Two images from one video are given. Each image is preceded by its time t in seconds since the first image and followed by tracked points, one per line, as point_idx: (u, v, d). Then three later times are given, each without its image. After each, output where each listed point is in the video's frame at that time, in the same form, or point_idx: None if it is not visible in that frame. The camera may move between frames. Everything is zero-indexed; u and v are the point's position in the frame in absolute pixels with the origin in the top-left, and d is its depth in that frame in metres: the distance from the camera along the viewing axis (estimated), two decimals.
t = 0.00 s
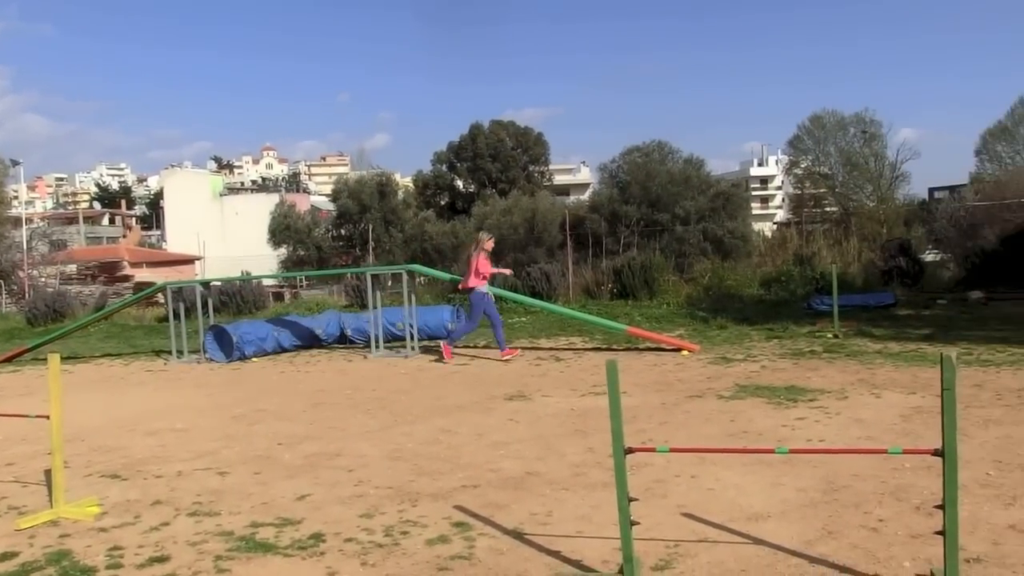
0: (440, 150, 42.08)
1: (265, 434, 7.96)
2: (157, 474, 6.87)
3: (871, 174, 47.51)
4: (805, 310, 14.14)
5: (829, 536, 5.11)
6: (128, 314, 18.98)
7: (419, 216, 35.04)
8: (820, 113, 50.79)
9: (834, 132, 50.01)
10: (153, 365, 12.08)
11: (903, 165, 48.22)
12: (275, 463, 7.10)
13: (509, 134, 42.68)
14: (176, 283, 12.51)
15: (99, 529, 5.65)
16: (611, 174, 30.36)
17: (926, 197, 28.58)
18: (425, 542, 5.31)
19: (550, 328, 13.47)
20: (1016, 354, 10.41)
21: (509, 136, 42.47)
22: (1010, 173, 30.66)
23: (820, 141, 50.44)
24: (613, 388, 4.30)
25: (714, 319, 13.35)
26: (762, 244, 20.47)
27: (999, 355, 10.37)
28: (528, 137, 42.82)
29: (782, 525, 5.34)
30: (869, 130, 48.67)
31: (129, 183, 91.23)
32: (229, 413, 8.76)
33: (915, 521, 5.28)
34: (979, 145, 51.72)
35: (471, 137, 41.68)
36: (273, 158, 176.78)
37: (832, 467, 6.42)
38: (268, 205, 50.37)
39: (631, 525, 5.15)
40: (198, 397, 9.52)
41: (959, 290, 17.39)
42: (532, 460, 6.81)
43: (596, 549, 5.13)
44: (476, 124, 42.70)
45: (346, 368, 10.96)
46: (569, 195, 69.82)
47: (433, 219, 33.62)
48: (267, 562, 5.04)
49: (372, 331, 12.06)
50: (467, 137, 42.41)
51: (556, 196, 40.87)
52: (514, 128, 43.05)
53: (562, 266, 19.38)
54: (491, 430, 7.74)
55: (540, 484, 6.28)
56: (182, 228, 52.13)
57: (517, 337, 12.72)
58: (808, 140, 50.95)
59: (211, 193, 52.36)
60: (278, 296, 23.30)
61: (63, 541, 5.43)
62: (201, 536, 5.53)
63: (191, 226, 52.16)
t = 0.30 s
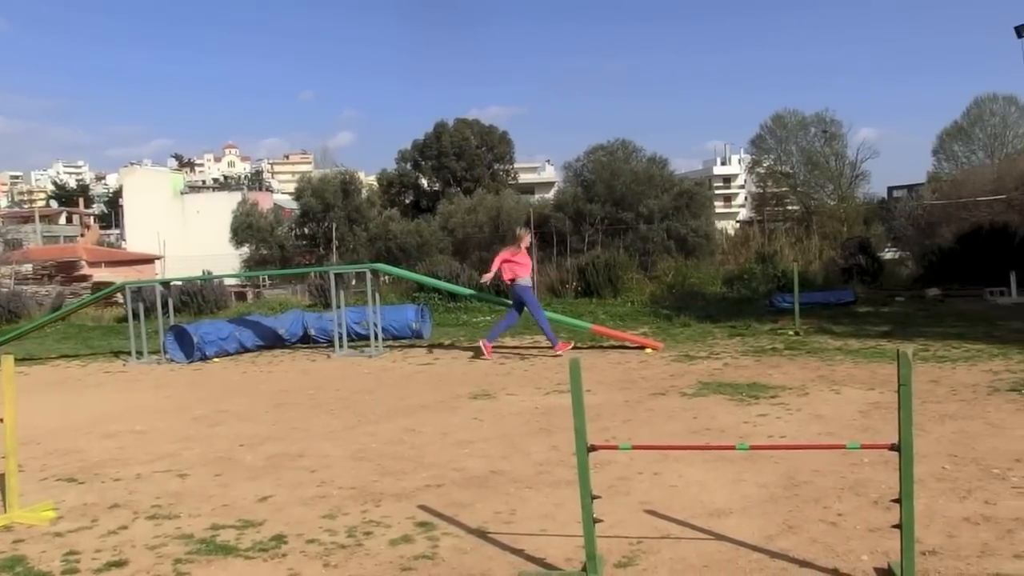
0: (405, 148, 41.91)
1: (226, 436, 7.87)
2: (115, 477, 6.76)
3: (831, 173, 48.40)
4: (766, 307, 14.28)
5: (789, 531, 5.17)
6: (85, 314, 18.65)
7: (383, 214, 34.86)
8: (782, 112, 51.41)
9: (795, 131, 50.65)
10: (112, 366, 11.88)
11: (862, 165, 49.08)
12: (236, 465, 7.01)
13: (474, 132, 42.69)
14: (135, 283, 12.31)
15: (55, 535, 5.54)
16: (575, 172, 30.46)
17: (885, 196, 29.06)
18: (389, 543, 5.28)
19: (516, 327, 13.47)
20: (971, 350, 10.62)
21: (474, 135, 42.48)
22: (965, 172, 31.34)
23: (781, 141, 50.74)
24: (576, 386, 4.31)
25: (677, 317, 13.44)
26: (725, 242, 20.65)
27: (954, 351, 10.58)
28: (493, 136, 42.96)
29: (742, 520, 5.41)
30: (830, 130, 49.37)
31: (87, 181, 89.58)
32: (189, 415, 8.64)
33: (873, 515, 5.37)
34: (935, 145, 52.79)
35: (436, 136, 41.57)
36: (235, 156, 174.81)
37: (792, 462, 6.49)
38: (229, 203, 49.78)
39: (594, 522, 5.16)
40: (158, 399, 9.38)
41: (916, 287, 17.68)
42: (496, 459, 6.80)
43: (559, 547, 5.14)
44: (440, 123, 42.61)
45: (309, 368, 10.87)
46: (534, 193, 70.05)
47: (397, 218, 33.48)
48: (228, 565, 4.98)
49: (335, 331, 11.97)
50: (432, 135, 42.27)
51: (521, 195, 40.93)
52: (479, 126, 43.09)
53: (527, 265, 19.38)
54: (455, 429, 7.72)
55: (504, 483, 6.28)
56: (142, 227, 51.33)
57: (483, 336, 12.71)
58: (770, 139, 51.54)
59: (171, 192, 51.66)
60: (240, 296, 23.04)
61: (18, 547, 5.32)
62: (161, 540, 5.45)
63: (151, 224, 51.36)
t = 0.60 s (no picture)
0: (369, 147, 41.63)
1: (187, 437, 7.77)
2: (73, 480, 6.64)
3: (792, 172, 48.99)
4: (729, 305, 14.43)
5: (750, 526, 5.23)
6: (42, 315, 18.31)
7: (347, 212, 34.67)
8: (744, 112, 52.05)
9: (757, 130, 51.33)
10: (70, 367, 11.68)
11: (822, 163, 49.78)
12: (197, 466, 6.93)
13: (438, 130, 42.69)
14: (92, 282, 12.11)
15: (10, 540, 5.43)
16: (540, 170, 30.52)
17: (845, 194, 29.54)
18: (352, 543, 5.26)
19: (480, 325, 13.47)
20: (928, 345, 10.83)
21: (439, 133, 42.54)
22: (922, 171, 31.90)
23: (744, 139, 51.62)
24: (538, 384, 4.33)
25: (641, 314, 13.53)
26: (689, 240, 20.82)
27: (912, 347, 10.78)
28: (457, 134, 43.13)
29: (704, 515, 5.46)
30: (791, 129, 50.08)
31: (43, 180, 87.80)
32: (149, 416, 8.52)
33: (832, 509, 5.45)
34: (894, 144, 53.67)
35: (400, 134, 41.44)
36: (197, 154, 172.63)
37: (753, 458, 6.57)
38: (190, 202, 49.16)
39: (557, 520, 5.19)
40: (116, 400, 9.23)
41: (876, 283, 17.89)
42: (460, 458, 6.80)
43: (522, 544, 5.16)
44: (404, 121, 42.51)
45: (271, 368, 10.77)
46: (499, 191, 70.10)
47: (361, 216, 33.33)
48: (188, 567, 4.92)
49: (298, 330, 11.87)
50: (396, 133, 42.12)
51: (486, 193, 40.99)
52: (444, 124, 43.11)
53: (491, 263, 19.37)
54: (419, 428, 7.70)
55: (467, 481, 6.28)
56: (101, 226, 50.48)
57: (447, 335, 12.69)
58: (733, 138, 52.15)
59: (130, 190, 50.88)
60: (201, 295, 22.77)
61: None
62: (119, 543, 5.37)
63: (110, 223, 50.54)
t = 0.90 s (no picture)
0: (331, 144, 41.33)
1: (146, 438, 7.67)
2: (29, 483, 6.53)
3: (755, 169, 48.89)
4: (692, 301, 14.57)
5: (712, 521, 5.29)
6: None
7: (310, 210, 34.42)
8: (706, 110, 52.60)
9: (719, 128, 51.96)
10: (26, 368, 11.46)
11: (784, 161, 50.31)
12: (157, 467, 6.85)
13: (401, 127, 42.52)
14: (49, 281, 11.89)
15: None
16: (503, 167, 30.55)
17: (806, 192, 30.02)
18: (314, 543, 5.23)
19: (444, 323, 13.46)
20: (887, 341, 11.02)
21: (402, 130, 42.41)
22: (881, 168, 32.38)
23: (706, 137, 52.23)
24: (501, 382, 4.33)
25: (605, 311, 13.62)
26: (652, 237, 20.97)
27: (871, 342, 10.96)
28: (421, 132, 43.01)
29: (666, 511, 5.52)
30: (752, 127, 50.70)
31: None
32: (108, 417, 8.40)
33: (792, 503, 5.54)
34: (854, 142, 54.40)
35: (363, 131, 41.21)
36: (158, 151, 170.14)
37: (715, 454, 6.65)
38: (151, 199, 48.51)
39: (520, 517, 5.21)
40: (75, 401, 9.09)
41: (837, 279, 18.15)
42: (424, 456, 6.79)
43: (486, 542, 5.17)
44: (367, 118, 42.31)
45: (233, 367, 10.67)
46: (464, 189, 70.06)
47: (325, 214, 33.12)
48: (147, 570, 4.87)
49: (260, 329, 11.77)
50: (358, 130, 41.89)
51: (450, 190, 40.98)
52: (407, 122, 42.92)
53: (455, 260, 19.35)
54: (383, 426, 7.68)
55: (431, 480, 6.28)
56: (58, 224, 49.59)
57: (411, 333, 12.65)
58: (695, 136, 52.71)
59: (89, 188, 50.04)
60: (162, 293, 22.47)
61: None
62: (77, 546, 5.28)
63: (68, 221, 49.67)
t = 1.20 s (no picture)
0: (296, 142, 41.05)
1: (107, 439, 7.57)
2: None
3: (720, 166, 48.84)
4: (657, 298, 14.67)
5: (676, 516, 5.35)
6: None
7: (274, 208, 34.10)
8: (671, 108, 53.03)
9: (684, 125, 52.44)
10: None
11: (747, 158, 50.86)
12: (118, 468, 6.76)
13: (366, 124, 42.37)
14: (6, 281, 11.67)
15: None
16: (469, 164, 30.53)
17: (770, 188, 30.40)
18: (278, 543, 5.20)
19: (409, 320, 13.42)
20: (848, 336, 11.19)
21: (367, 127, 42.24)
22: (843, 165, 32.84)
23: (671, 134, 52.67)
24: (465, 379, 4.34)
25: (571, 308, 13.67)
26: (617, 233, 21.06)
27: (833, 337, 11.11)
28: (386, 129, 42.83)
29: (631, 507, 5.56)
30: (717, 124, 51.20)
31: None
32: (68, 418, 8.27)
33: (755, 498, 5.61)
34: (816, 140, 55.10)
35: (328, 128, 40.96)
36: (120, 148, 167.56)
37: (679, 449, 6.71)
38: (112, 197, 47.79)
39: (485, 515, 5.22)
40: (34, 403, 8.94)
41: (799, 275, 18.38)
42: (389, 454, 6.78)
43: (451, 540, 5.18)
44: (331, 115, 42.05)
45: (197, 366, 10.56)
46: (430, 186, 69.93)
47: (289, 211, 32.86)
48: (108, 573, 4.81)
49: (224, 328, 11.66)
50: (322, 127, 41.62)
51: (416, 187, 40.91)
52: (372, 119, 42.75)
53: (421, 258, 19.31)
54: (348, 425, 7.65)
55: (396, 478, 6.27)
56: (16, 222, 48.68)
57: (376, 331, 12.60)
58: (661, 133, 53.11)
59: (48, 186, 49.19)
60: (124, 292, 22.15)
61: None
62: (36, 550, 5.20)
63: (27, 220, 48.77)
